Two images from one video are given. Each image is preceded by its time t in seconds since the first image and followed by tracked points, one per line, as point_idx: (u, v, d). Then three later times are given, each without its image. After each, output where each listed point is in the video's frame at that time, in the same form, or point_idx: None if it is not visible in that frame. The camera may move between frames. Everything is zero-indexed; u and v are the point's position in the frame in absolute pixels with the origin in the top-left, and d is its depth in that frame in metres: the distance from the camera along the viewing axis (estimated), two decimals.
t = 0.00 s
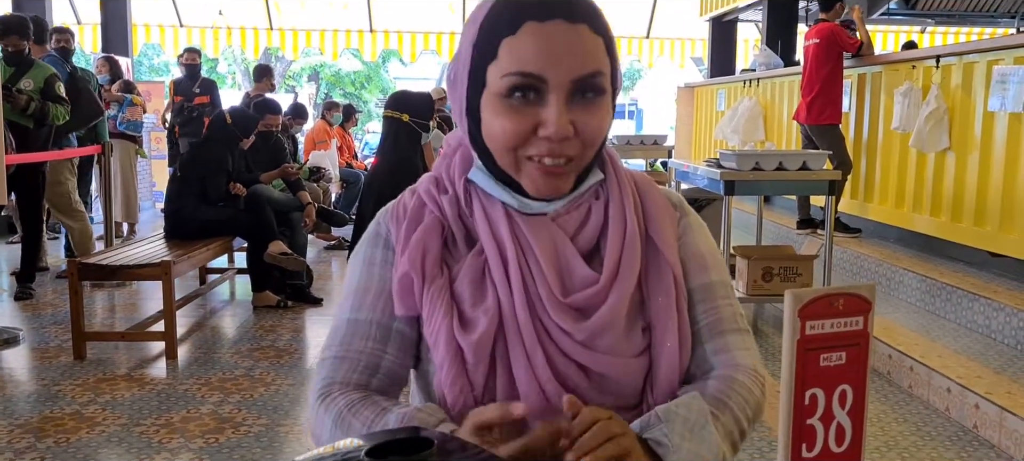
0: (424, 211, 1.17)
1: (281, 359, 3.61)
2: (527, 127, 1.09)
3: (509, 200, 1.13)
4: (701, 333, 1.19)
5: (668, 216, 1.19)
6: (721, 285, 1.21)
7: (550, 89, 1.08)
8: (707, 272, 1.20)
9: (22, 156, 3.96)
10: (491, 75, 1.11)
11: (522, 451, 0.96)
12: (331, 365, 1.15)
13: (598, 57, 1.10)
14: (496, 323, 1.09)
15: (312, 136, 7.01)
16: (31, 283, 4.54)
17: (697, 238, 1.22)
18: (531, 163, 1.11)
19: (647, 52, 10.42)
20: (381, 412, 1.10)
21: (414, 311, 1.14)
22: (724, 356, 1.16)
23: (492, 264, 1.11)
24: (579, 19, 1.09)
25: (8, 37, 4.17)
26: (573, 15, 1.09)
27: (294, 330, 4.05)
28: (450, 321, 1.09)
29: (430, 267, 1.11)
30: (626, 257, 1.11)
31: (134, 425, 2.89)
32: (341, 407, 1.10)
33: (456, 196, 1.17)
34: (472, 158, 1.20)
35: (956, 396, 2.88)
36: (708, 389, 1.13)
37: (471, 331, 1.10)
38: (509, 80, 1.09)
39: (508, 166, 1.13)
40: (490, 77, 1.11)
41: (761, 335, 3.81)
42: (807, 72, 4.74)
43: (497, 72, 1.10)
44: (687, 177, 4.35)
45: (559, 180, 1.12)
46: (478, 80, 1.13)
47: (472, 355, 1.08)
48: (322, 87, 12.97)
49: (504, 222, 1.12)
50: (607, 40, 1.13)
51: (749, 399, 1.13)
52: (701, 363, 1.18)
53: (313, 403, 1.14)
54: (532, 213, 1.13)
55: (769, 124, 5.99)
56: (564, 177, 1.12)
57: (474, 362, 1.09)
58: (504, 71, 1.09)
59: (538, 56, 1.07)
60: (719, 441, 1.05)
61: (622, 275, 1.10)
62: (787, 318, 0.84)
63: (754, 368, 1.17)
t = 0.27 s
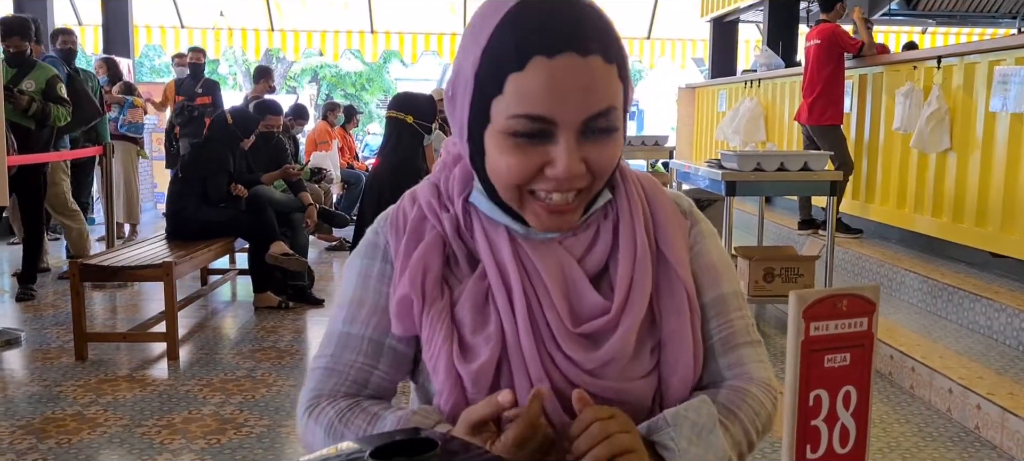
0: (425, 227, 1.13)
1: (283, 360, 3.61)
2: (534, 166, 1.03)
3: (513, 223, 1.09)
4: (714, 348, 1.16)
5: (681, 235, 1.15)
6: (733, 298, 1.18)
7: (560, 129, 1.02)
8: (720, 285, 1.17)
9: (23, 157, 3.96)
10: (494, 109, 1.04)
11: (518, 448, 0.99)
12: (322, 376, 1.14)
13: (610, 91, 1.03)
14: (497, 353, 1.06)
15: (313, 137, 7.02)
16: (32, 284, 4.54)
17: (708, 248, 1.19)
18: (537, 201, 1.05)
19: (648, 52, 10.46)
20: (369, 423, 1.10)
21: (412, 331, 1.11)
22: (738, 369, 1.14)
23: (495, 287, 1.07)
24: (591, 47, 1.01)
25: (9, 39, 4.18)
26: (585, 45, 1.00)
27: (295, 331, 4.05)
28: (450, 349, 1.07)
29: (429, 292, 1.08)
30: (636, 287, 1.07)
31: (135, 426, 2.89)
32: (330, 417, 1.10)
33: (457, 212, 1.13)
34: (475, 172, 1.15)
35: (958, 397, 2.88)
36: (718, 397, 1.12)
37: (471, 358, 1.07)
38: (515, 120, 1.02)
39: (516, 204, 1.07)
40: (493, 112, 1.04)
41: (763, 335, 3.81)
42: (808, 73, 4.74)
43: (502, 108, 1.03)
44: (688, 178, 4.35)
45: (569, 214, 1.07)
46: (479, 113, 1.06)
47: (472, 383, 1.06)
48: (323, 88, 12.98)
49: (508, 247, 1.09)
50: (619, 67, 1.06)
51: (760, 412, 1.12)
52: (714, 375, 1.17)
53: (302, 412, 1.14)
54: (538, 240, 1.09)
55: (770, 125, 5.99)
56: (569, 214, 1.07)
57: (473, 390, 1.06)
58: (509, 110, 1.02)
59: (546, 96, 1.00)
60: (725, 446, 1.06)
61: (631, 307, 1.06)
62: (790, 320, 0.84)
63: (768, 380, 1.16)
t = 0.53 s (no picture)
0: (438, 224, 1.13)
1: (284, 361, 3.61)
2: (543, 181, 1.03)
3: (521, 228, 1.08)
4: (718, 350, 1.16)
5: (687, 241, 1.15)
6: (738, 299, 1.18)
7: (569, 145, 1.02)
8: (726, 286, 1.17)
9: (24, 157, 3.96)
10: (503, 123, 1.04)
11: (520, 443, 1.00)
12: (329, 369, 1.14)
13: (620, 104, 1.03)
14: (507, 357, 1.06)
15: (314, 138, 7.02)
16: (33, 285, 4.55)
17: (716, 249, 1.19)
18: (547, 208, 1.05)
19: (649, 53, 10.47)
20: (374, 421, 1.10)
21: (420, 329, 1.11)
22: (742, 371, 1.15)
23: (506, 293, 1.07)
24: (600, 61, 1.01)
25: (11, 40, 4.18)
26: (593, 60, 1.00)
27: (297, 331, 4.05)
28: (459, 351, 1.07)
29: (440, 292, 1.08)
30: (644, 296, 1.07)
31: (137, 427, 2.89)
32: (336, 412, 1.10)
33: (470, 212, 1.12)
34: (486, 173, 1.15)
35: (960, 398, 2.88)
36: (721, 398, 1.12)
37: (479, 361, 1.07)
38: (524, 136, 1.02)
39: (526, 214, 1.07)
40: (502, 127, 1.04)
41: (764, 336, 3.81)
42: (810, 74, 4.74)
43: (510, 124, 1.03)
44: (690, 178, 4.36)
45: (577, 222, 1.07)
46: (488, 129, 1.06)
47: (478, 386, 1.06)
48: (324, 89, 12.99)
49: (518, 254, 1.08)
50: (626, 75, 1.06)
51: (763, 414, 1.11)
52: (718, 376, 1.17)
53: (308, 403, 1.14)
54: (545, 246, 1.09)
55: (772, 126, 6.00)
56: (579, 222, 1.07)
57: (480, 392, 1.06)
58: (517, 127, 1.02)
59: (554, 111, 1.00)
60: (727, 445, 1.05)
61: (639, 316, 1.06)
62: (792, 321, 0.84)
63: (772, 382, 1.16)
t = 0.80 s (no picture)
0: (458, 208, 1.17)
1: (285, 362, 3.62)
2: (516, 109, 1.09)
3: (531, 196, 1.13)
4: (729, 348, 1.17)
5: (698, 226, 1.17)
6: (749, 303, 1.19)
7: (529, 69, 1.09)
8: (736, 288, 1.18)
9: (26, 158, 3.96)
10: (476, 78, 1.13)
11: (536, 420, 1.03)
12: (354, 360, 1.15)
13: (572, 27, 1.10)
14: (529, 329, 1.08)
15: (315, 139, 7.02)
16: (34, 286, 4.55)
17: (730, 253, 1.20)
18: (532, 141, 1.10)
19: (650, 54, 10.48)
20: (403, 407, 1.10)
21: (444, 310, 1.13)
22: (751, 371, 1.15)
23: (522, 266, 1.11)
24: None
25: (12, 41, 4.19)
26: None
27: (298, 332, 4.06)
28: (483, 325, 1.09)
29: (463, 268, 1.10)
30: (656, 264, 1.10)
31: (138, 428, 2.89)
32: (364, 400, 1.10)
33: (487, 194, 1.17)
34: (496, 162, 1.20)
35: (961, 399, 2.88)
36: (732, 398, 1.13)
37: (503, 335, 1.09)
38: (495, 75, 1.10)
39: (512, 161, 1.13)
40: (475, 77, 1.13)
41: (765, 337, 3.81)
42: (810, 75, 4.75)
43: (481, 70, 1.12)
44: (691, 180, 4.35)
45: (569, 174, 1.12)
46: (466, 89, 1.16)
47: (506, 361, 1.08)
48: (324, 90, 12.98)
49: (532, 226, 1.12)
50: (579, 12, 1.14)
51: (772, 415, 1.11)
52: (727, 377, 1.17)
53: (332, 396, 1.14)
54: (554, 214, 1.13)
55: (772, 127, 6.00)
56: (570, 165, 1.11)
57: (505, 367, 1.08)
58: (484, 68, 1.11)
59: (512, 43, 1.09)
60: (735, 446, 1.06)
61: (652, 284, 1.09)
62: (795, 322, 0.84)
63: (778, 384, 1.16)
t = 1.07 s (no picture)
0: (460, 198, 1.23)
1: (285, 364, 3.61)
2: (510, 98, 1.18)
3: (527, 185, 1.22)
4: (744, 324, 1.23)
5: (691, 214, 1.26)
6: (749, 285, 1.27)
7: (522, 61, 1.18)
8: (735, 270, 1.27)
9: (26, 160, 3.96)
10: (472, 72, 1.22)
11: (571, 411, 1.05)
12: (395, 349, 1.14)
13: (563, 25, 1.20)
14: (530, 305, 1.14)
15: (315, 141, 7.02)
16: (34, 288, 4.55)
17: (721, 241, 1.29)
18: (524, 127, 1.19)
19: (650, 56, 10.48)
20: (471, 397, 1.09)
21: (453, 295, 1.17)
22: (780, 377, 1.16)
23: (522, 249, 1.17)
24: None
25: (13, 42, 4.18)
26: None
27: (298, 334, 4.05)
28: (488, 302, 1.14)
29: (467, 250, 1.16)
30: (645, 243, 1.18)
31: (137, 430, 2.88)
32: (425, 389, 1.09)
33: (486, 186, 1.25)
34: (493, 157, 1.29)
35: (962, 401, 2.87)
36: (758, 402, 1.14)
37: (507, 312, 1.14)
38: (489, 69, 1.19)
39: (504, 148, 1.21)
40: (472, 72, 1.22)
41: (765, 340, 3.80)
42: (810, 77, 4.74)
43: (477, 64, 1.21)
44: (691, 182, 4.34)
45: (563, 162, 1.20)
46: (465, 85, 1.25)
47: (508, 336, 1.13)
48: (325, 92, 12.98)
49: (529, 211, 1.20)
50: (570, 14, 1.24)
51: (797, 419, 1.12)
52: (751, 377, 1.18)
53: (383, 389, 1.12)
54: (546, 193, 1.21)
55: (773, 129, 5.99)
56: (564, 150, 1.20)
57: (508, 343, 1.13)
58: (479, 62, 1.20)
59: (504, 39, 1.18)
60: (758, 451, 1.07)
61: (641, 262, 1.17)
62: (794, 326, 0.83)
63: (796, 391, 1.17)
